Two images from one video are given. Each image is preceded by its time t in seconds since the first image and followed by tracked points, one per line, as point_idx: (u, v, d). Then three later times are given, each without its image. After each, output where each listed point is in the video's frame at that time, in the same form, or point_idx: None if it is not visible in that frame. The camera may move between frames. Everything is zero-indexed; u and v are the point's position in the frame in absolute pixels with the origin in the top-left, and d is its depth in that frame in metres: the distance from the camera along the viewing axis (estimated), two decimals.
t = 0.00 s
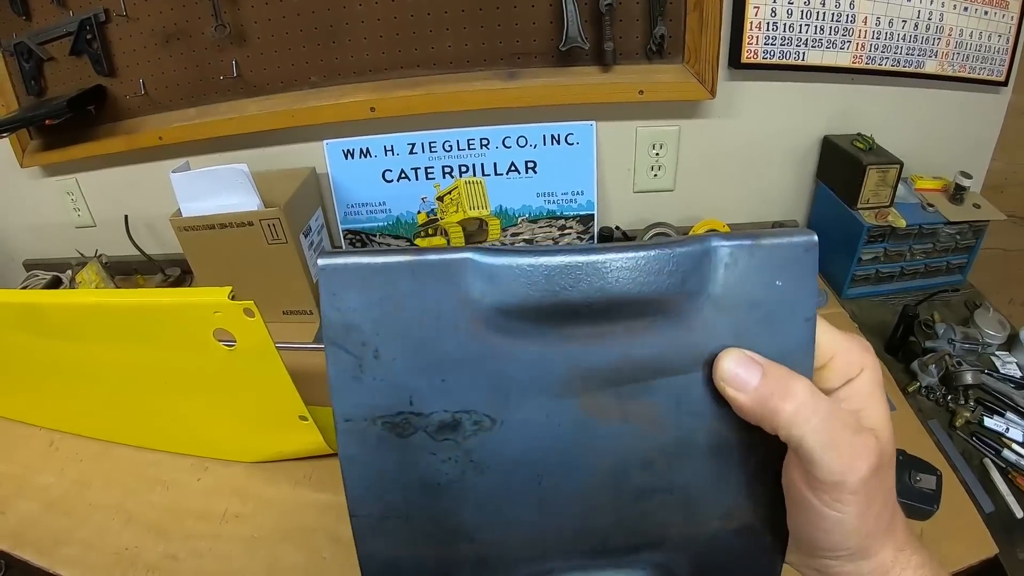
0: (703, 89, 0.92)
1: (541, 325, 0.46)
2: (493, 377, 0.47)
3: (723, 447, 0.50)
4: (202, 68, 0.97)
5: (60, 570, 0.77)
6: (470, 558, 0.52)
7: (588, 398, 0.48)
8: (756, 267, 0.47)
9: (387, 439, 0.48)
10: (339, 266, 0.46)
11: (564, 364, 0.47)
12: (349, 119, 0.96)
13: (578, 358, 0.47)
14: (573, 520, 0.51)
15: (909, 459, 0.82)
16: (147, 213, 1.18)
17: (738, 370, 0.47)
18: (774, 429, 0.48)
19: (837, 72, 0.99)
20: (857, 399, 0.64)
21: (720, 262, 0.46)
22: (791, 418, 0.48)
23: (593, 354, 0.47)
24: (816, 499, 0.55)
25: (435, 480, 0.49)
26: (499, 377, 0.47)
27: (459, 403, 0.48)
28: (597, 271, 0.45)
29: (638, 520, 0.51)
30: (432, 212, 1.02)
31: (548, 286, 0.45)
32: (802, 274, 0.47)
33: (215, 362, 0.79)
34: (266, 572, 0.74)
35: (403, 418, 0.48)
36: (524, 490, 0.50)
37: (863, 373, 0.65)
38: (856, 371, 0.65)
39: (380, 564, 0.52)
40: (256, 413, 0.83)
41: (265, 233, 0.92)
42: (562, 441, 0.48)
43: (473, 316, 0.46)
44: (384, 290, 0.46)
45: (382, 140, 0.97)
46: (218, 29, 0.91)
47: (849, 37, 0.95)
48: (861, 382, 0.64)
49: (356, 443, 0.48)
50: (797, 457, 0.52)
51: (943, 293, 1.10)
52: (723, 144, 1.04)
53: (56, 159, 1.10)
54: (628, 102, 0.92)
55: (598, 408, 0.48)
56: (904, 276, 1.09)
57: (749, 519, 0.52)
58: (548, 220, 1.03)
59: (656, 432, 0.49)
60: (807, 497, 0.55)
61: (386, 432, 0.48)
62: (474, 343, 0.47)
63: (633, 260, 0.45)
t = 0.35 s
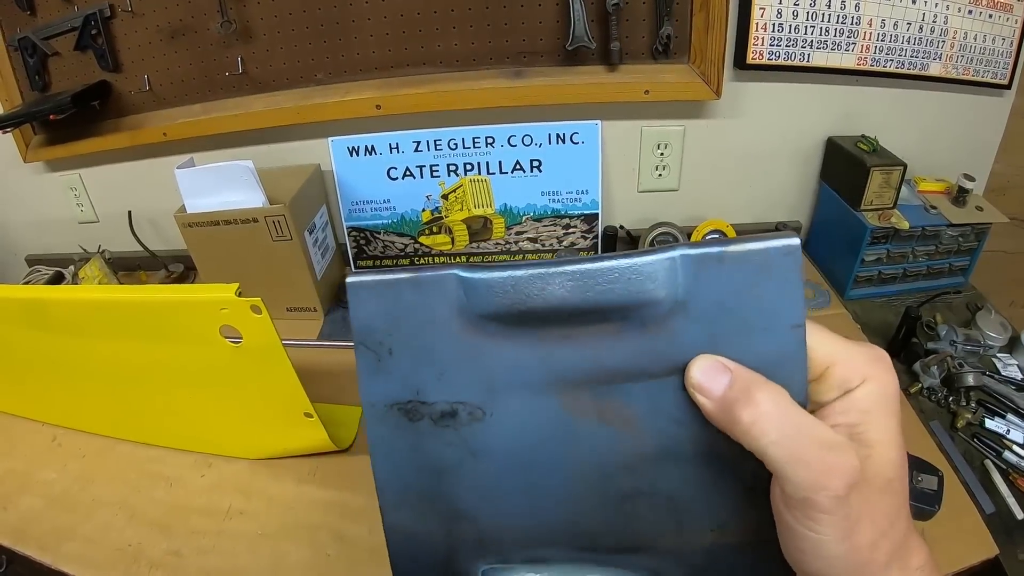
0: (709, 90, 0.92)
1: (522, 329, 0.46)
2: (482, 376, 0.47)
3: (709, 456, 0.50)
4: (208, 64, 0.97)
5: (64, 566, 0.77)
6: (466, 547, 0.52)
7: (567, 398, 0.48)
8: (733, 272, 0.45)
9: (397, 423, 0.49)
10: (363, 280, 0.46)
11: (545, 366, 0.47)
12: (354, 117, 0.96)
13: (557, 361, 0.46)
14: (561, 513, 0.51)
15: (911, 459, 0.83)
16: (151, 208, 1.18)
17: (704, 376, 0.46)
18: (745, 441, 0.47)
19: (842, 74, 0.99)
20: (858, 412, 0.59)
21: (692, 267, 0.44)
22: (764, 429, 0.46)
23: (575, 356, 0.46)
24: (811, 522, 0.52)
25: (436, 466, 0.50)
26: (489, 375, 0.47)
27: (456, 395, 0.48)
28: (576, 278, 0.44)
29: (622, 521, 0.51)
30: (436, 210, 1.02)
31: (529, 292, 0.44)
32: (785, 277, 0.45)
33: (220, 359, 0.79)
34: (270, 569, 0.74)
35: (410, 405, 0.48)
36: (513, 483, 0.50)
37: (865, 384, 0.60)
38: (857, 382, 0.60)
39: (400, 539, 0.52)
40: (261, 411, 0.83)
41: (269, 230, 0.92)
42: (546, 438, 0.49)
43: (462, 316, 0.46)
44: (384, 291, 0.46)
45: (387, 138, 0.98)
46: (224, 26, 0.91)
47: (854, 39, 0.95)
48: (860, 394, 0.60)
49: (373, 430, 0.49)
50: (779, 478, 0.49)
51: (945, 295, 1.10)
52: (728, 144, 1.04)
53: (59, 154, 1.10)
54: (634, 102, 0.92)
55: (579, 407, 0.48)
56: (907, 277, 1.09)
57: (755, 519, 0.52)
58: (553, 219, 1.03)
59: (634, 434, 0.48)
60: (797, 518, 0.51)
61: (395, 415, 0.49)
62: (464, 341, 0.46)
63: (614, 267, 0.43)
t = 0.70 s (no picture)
0: (707, 91, 0.93)
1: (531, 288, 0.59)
2: (503, 326, 0.61)
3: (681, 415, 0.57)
4: (210, 61, 0.98)
5: (63, 559, 0.77)
6: (474, 473, 0.64)
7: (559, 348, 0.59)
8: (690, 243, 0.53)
9: (446, 362, 0.64)
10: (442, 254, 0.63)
11: (544, 319, 0.59)
12: (355, 115, 0.97)
13: (553, 314, 0.58)
14: (549, 451, 0.61)
15: (904, 459, 0.83)
16: (151, 204, 1.19)
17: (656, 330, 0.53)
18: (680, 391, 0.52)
19: (840, 77, 0.99)
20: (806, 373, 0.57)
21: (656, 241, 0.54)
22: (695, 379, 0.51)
23: (567, 311, 0.58)
24: (754, 487, 0.52)
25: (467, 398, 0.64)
26: (509, 326, 0.61)
27: (486, 340, 0.62)
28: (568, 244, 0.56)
29: (598, 467, 0.60)
30: (435, 209, 1.03)
31: (535, 257, 0.57)
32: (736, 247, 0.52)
33: (220, 353, 0.80)
34: (269, 563, 0.75)
35: (455, 347, 0.63)
36: (517, 416, 0.62)
37: (815, 346, 0.59)
38: (809, 343, 0.59)
39: (433, 462, 0.66)
40: (260, 405, 0.84)
41: (270, 226, 0.92)
42: (544, 381, 0.60)
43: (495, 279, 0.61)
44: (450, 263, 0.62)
45: (388, 136, 0.98)
46: (226, 23, 0.92)
47: (852, 43, 0.96)
48: (807, 356, 0.58)
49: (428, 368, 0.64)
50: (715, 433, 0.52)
51: (940, 298, 1.11)
52: (726, 146, 1.05)
53: (61, 149, 1.10)
54: (633, 103, 0.93)
55: (567, 356, 0.59)
56: (903, 280, 1.10)
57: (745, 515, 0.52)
58: (551, 218, 1.04)
59: (606, 383, 0.58)
60: (739, 483, 0.52)
61: (442, 355, 0.64)
62: (496, 298, 0.61)
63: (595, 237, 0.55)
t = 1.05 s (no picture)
0: (700, 95, 0.94)
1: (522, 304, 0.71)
2: (501, 339, 0.74)
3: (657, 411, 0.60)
4: (207, 60, 0.98)
5: (56, 555, 0.78)
6: (460, 474, 0.75)
7: (539, 354, 0.69)
8: (647, 249, 0.60)
9: (449, 371, 0.80)
10: (448, 277, 0.83)
11: (532, 331, 0.70)
12: (351, 116, 0.97)
13: (538, 326, 0.69)
14: (531, 447, 0.69)
15: (892, 460, 0.84)
16: (147, 202, 1.19)
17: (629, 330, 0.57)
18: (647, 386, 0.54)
19: (832, 82, 1.00)
20: (760, 359, 0.56)
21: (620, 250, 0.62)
22: (659, 371, 0.53)
23: (548, 322, 0.68)
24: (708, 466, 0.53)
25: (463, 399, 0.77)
26: (500, 337, 0.74)
27: (482, 351, 0.76)
28: (546, 262, 0.67)
29: (575, 464, 0.66)
30: (429, 210, 1.04)
31: (521, 277, 0.70)
32: (686, 249, 0.56)
33: (215, 351, 0.80)
34: (261, 560, 0.75)
35: (457, 357, 0.79)
36: (505, 416, 0.72)
37: (768, 332, 0.58)
38: (765, 329, 0.59)
39: (433, 472, 0.77)
40: (255, 403, 0.85)
41: (265, 225, 0.93)
42: (527, 385, 0.71)
43: (489, 298, 0.76)
44: (456, 285, 0.82)
45: (383, 137, 0.99)
46: (223, 23, 0.92)
47: (844, 49, 0.97)
48: (759, 342, 0.57)
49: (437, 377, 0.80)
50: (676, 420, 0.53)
51: (929, 302, 1.12)
52: (720, 150, 1.06)
53: (57, 147, 1.10)
54: (626, 106, 0.94)
55: (550, 361, 0.68)
56: (893, 284, 1.11)
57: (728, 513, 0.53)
58: (545, 220, 1.05)
59: (585, 385, 0.65)
60: (693, 461, 0.53)
61: (446, 365, 0.80)
62: (490, 314, 0.76)
63: (566, 253, 0.65)
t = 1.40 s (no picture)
0: (697, 99, 0.94)
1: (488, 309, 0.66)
2: (446, 351, 0.63)
3: (655, 419, 0.58)
4: (205, 60, 0.98)
5: (53, 555, 0.78)
6: (372, 521, 0.53)
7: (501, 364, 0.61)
8: (648, 276, 0.67)
9: (360, 390, 0.60)
10: (366, 283, 0.69)
11: (498, 338, 0.63)
12: (349, 117, 0.97)
13: (510, 330, 0.64)
14: (499, 483, 0.54)
15: (888, 462, 0.85)
16: (144, 202, 1.19)
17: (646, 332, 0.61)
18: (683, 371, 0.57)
19: (828, 87, 1.01)
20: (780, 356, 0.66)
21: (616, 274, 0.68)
22: (690, 356, 0.57)
23: (522, 330, 0.64)
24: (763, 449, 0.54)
25: (387, 429, 0.58)
26: (452, 347, 0.63)
27: (420, 365, 0.62)
28: (530, 274, 0.68)
29: (577, 493, 0.53)
30: (427, 211, 1.04)
31: (489, 282, 0.67)
32: (691, 278, 0.67)
33: (212, 351, 0.80)
34: (258, 559, 0.76)
35: (377, 373, 0.61)
36: (459, 446, 0.56)
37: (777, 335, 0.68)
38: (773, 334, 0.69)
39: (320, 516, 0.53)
40: (251, 403, 0.85)
41: (262, 226, 0.93)
42: (488, 403, 0.59)
43: (440, 304, 0.67)
44: (385, 289, 0.68)
45: (381, 139, 0.99)
46: (223, 24, 0.93)
47: (840, 54, 0.98)
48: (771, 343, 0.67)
49: (337, 393, 0.60)
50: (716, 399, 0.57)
51: (924, 306, 1.13)
52: (716, 153, 1.06)
53: (54, 146, 1.11)
54: (623, 109, 0.94)
55: (525, 375, 0.60)
56: (888, 287, 1.11)
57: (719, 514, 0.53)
58: (541, 222, 1.04)
59: (574, 397, 0.59)
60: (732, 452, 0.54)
61: (360, 384, 0.61)
62: (433, 320, 0.65)
63: (557, 270, 0.68)
